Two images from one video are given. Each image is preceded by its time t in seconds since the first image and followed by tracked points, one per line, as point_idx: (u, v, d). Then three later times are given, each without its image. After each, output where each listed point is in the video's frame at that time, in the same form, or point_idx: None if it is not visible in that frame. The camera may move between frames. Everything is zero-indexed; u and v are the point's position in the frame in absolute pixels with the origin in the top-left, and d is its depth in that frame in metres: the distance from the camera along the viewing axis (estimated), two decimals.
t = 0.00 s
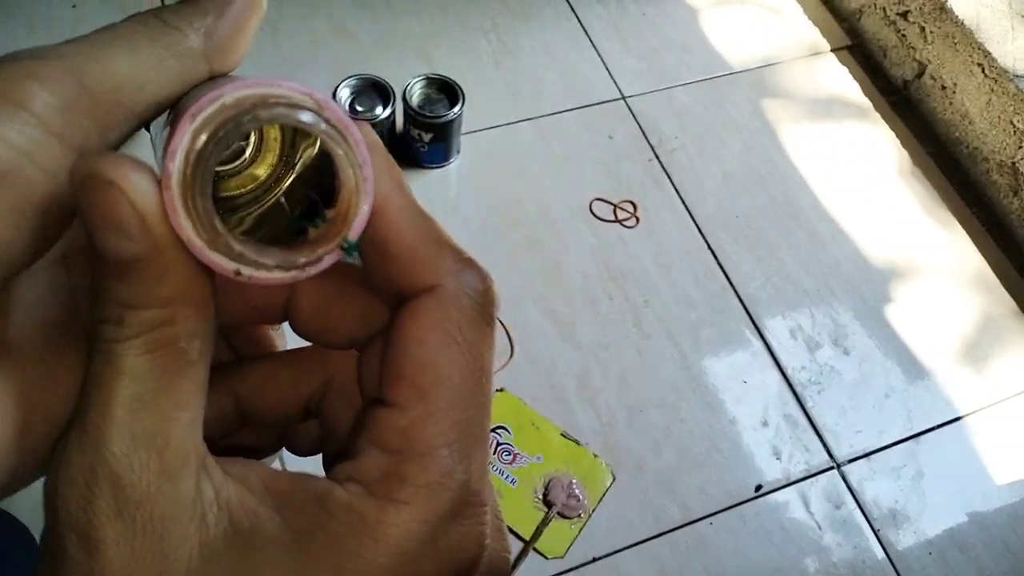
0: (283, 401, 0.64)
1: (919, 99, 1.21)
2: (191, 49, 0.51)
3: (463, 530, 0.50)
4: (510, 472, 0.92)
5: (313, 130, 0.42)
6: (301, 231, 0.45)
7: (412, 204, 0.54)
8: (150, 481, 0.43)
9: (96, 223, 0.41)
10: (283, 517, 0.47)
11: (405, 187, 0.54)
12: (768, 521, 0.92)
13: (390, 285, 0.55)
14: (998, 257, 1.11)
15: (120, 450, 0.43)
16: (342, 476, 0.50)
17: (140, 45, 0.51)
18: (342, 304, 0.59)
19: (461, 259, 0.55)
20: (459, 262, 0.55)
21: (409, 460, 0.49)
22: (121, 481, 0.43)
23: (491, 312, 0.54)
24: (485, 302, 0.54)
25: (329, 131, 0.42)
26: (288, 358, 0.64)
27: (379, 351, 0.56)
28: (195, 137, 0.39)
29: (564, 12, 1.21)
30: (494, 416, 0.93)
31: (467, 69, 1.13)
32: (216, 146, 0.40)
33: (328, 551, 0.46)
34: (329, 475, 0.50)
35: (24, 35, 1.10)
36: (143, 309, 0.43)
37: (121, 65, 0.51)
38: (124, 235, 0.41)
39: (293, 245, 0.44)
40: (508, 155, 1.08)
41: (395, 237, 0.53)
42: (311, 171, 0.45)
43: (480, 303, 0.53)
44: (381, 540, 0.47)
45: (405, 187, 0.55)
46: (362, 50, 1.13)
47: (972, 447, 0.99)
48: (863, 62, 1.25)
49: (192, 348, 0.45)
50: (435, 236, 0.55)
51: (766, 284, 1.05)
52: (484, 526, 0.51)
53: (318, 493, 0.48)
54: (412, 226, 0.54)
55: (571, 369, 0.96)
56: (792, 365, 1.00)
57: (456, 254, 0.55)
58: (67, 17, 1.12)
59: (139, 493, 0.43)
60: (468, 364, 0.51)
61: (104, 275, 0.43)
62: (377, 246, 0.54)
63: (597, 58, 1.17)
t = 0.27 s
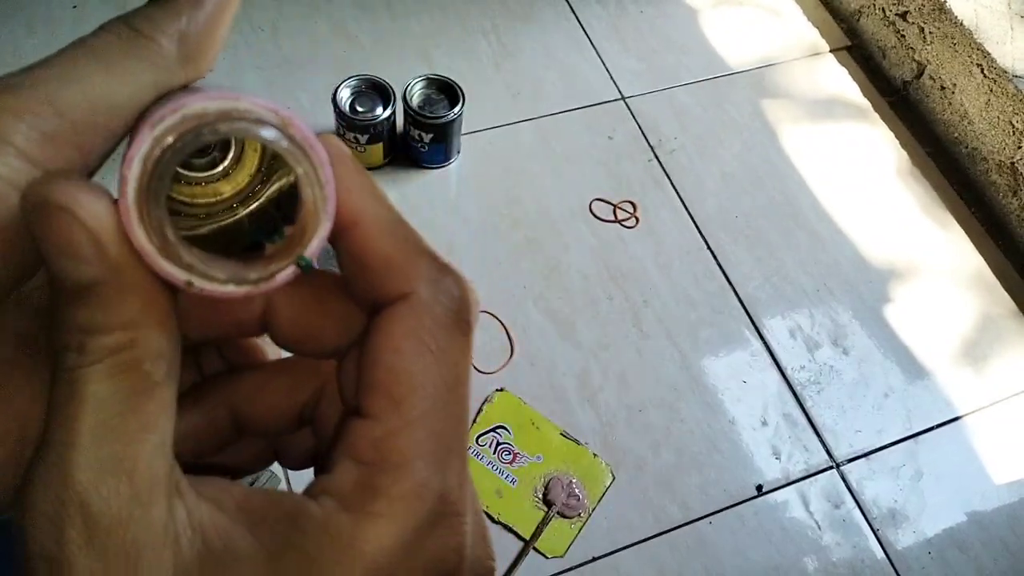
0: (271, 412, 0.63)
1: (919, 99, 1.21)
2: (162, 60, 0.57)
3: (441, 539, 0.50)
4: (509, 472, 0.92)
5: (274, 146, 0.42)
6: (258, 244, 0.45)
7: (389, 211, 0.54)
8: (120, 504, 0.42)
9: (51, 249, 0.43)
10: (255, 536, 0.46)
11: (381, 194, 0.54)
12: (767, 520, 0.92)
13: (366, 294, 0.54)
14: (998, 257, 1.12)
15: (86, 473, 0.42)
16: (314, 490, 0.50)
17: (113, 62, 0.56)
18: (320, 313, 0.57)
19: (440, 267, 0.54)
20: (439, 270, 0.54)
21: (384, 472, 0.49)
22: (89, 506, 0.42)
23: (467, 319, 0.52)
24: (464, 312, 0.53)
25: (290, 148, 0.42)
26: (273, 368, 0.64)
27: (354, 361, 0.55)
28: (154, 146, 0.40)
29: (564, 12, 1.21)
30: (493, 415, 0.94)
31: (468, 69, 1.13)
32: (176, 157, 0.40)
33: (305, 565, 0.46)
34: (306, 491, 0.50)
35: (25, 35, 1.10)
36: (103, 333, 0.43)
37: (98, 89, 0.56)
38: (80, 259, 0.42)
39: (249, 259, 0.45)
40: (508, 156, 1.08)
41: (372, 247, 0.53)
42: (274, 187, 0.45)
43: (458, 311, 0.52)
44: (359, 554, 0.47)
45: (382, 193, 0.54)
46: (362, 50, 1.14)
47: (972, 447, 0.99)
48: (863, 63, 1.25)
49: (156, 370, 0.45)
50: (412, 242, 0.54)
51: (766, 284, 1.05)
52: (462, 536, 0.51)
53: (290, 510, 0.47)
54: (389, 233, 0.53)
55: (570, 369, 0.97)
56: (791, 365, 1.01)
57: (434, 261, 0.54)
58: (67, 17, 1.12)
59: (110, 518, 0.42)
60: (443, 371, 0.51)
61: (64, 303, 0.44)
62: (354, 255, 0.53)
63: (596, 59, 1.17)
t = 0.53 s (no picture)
0: (295, 421, 0.63)
1: (919, 99, 1.20)
2: (163, 52, 0.50)
3: None
4: (510, 472, 0.92)
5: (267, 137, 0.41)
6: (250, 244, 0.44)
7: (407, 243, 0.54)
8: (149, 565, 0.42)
9: (99, 314, 0.43)
10: None
11: (402, 224, 0.54)
12: (768, 521, 0.92)
13: (379, 329, 0.53)
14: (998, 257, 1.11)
15: (113, 542, 0.42)
16: (329, 543, 0.49)
17: (116, 56, 0.48)
18: (343, 332, 0.57)
19: (451, 308, 0.54)
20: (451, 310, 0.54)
21: (397, 527, 0.48)
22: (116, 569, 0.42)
23: (475, 364, 0.52)
24: (473, 354, 0.53)
25: (288, 142, 0.41)
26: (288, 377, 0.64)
27: (367, 394, 0.55)
28: (149, 126, 0.39)
29: (564, 12, 1.21)
30: (493, 416, 0.94)
31: (468, 70, 1.13)
32: (173, 141, 0.39)
33: None
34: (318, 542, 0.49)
35: (26, 36, 1.10)
36: (139, 397, 0.43)
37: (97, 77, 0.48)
38: (123, 321, 0.43)
39: (240, 259, 0.43)
40: (508, 156, 1.08)
41: (389, 279, 0.53)
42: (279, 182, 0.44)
43: (470, 354, 0.52)
44: None
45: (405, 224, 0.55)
46: (362, 50, 1.14)
47: (972, 447, 0.99)
48: (863, 63, 1.25)
49: (190, 438, 0.43)
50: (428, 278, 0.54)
51: (766, 284, 1.05)
52: None
53: (307, 565, 0.47)
54: (406, 269, 0.53)
55: (570, 369, 0.97)
56: (791, 365, 1.01)
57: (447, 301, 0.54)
58: (67, 18, 1.12)
59: None
60: (456, 422, 0.50)
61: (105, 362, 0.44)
62: (374, 285, 0.53)
63: (596, 59, 1.17)
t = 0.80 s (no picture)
0: (329, 415, 0.64)
1: (918, 99, 1.20)
2: (199, 45, 0.50)
3: None
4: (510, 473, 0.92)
5: (327, 120, 0.40)
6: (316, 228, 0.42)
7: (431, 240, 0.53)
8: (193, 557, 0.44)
9: (166, 305, 0.43)
10: None
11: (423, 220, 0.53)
12: (768, 521, 0.92)
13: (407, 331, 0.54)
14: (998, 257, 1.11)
15: (165, 533, 0.44)
16: (365, 539, 0.51)
17: (153, 50, 0.49)
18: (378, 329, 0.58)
19: (477, 305, 0.54)
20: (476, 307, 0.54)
21: (432, 523, 0.50)
22: (169, 558, 0.44)
23: (507, 360, 0.53)
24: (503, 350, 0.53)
25: (353, 124, 0.40)
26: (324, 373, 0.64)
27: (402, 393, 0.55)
28: (217, 116, 0.38)
29: (563, 13, 1.21)
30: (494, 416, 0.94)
31: (467, 70, 1.13)
32: (241, 127, 0.38)
33: None
34: (352, 536, 0.52)
35: (25, 35, 1.10)
36: (205, 389, 0.44)
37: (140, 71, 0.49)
38: (195, 315, 0.43)
39: (309, 241, 0.41)
40: (508, 156, 1.08)
41: (415, 282, 0.53)
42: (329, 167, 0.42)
43: (500, 351, 0.53)
44: None
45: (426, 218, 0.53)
46: (362, 50, 1.14)
47: (971, 447, 0.99)
48: (863, 63, 1.25)
49: (248, 430, 0.46)
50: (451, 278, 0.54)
51: (766, 284, 1.05)
52: None
53: (345, 562, 0.49)
54: (432, 270, 0.53)
55: (570, 368, 0.97)
56: (791, 365, 1.01)
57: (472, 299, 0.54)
58: (66, 17, 1.12)
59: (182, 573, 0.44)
60: (487, 420, 0.51)
61: (167, 353, 0.45)
62: (401, 285, 0.53)
63: (596, 59, 1.17)
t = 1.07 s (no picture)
0: (340, 422, 0.64)
1: (919, 99, 1.20)
2: (220, 46, 0.50)
3: None
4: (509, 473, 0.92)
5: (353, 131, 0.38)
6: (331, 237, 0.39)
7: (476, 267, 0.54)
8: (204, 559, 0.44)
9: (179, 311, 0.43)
10: None
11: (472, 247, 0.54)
12: (768, 521, 0.92)
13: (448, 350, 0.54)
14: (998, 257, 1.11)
15: (170, 535, 0.44)
16: (378, 553, 0.51)
17: (173, 50, 0.49)
18: (404, 340, 0.59)
19: (524, 328, 0.54)
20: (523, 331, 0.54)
21: (449, 544, 0.50)
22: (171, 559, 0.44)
23: (549, 387, 0.53)
24: (545, 376, 0.53)
25: (381, 137, 0.39)
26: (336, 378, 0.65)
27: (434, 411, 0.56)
28: (245, 120, 0.37)
29: (563, 13, 1.21)
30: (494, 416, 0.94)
31: (467, 70, 1.13)
32: (268, 131, 0.37)
33: None
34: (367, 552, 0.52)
35: (26, 35, 1.10)
36: (215, 394, 0.44)
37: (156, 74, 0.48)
38: (211, 322, 0.43)
39: (324, 252, 0.39)
40: (508, 156, 1.08)
41: (459, 303, 0.53)
42: (342, 176, 0.40)
43: (542, 378, 0.53)
44: None
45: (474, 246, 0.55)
46: (362, 50, 1.14)
47: (971, 447, 0.99)
48: (863, 63, 1.24)
49: (257, 435, 0.46)
50: (500, 303, 0.54)
51: (766, 284, 1.05)
52: None
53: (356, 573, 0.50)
54: (480, 294, 0.54)
55: (570, 369, 0.97)
56: (791, 365, 1.01)
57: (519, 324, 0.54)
58: (67, 17, 1.12)
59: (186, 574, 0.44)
60: (520, 442, 0.51)
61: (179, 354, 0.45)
62: (445, 308, 0.54)
63: (596, 59, 1.17)
